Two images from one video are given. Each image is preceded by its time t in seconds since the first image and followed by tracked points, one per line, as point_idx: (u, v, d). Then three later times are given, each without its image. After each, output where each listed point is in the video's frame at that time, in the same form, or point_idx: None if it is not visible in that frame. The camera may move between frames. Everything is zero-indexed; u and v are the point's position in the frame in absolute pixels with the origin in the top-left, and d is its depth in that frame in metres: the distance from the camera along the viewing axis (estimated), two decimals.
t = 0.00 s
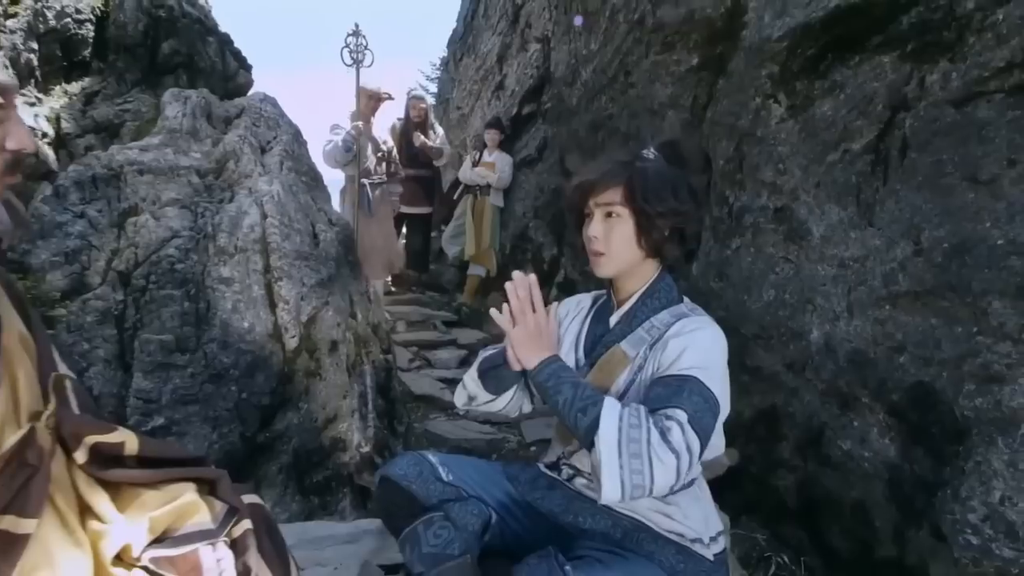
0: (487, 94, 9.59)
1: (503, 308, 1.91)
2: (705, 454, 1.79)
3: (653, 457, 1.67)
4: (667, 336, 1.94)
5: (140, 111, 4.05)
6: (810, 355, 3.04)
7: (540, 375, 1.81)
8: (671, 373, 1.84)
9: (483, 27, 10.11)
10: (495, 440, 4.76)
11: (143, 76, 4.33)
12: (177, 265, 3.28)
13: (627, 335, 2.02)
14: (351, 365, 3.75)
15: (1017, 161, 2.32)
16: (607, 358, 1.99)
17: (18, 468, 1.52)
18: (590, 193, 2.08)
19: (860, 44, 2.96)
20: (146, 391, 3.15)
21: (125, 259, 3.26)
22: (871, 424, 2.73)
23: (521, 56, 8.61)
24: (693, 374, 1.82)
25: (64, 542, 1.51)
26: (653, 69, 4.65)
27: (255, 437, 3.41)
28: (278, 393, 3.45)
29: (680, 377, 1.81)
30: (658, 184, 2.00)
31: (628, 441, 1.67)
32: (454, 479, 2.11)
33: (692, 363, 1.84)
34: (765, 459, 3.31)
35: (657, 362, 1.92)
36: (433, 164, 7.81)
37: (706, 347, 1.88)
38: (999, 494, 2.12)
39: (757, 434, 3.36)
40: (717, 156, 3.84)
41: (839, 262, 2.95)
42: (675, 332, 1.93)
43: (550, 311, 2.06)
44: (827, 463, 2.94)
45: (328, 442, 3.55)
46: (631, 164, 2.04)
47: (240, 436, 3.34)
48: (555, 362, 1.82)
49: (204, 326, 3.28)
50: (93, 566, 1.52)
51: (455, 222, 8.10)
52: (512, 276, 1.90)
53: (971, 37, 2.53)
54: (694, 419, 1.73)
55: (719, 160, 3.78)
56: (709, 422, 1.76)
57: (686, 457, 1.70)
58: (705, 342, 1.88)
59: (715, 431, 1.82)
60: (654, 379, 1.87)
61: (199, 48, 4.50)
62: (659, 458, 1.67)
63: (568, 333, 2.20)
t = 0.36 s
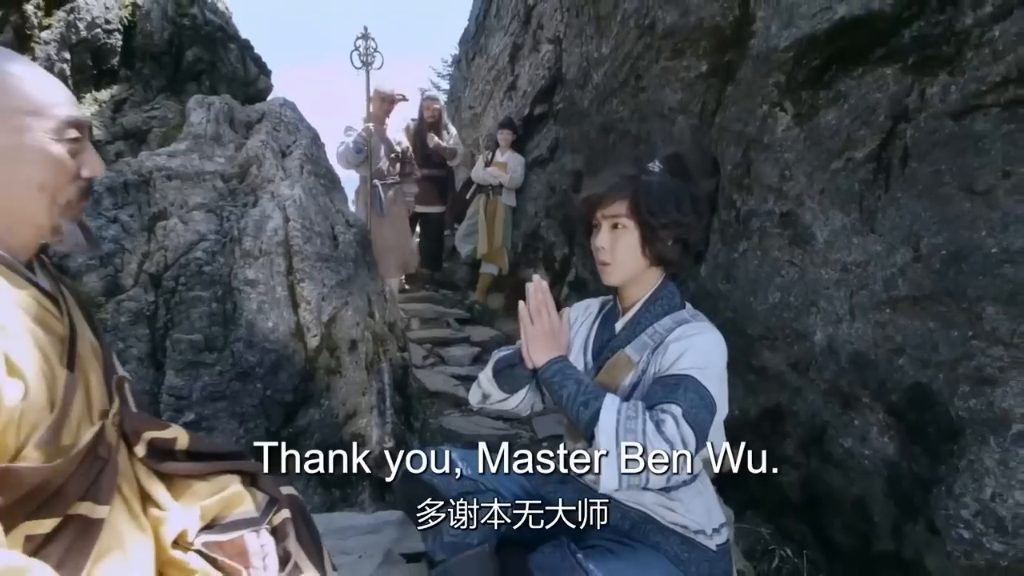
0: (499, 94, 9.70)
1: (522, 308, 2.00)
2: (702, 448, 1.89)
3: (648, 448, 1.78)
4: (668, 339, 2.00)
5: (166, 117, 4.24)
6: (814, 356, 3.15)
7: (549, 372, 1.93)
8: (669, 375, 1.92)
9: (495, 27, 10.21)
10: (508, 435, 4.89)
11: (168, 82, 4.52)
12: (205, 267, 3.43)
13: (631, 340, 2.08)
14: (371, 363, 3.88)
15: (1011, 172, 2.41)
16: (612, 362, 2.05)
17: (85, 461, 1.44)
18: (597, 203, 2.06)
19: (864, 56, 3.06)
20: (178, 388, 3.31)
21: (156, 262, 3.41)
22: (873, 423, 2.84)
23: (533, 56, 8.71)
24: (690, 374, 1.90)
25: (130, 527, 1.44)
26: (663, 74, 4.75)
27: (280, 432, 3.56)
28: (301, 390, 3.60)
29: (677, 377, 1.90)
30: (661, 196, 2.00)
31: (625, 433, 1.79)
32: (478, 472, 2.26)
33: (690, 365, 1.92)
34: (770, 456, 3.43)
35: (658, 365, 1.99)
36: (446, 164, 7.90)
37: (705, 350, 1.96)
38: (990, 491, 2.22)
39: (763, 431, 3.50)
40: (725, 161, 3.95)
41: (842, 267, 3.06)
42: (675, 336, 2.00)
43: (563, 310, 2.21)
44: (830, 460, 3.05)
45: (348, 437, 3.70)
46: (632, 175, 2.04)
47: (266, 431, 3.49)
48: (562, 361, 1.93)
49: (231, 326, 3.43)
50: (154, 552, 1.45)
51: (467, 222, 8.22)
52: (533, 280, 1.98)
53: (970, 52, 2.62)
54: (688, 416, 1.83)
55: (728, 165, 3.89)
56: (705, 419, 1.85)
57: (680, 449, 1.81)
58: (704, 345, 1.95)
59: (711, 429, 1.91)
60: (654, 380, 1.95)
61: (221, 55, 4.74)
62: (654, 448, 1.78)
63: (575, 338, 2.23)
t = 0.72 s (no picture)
0: (507, 93, 9.81)
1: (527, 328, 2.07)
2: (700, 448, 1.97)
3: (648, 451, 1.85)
4: (665, 345, 2.07)
5: (186, 122, 4.37)
6: (813, 356, 3.27)
7: (551, 386, 2.00)
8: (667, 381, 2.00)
9: (504, 27, 10.32)
10: (516, 431, 5.02)
11: (187, 87, 4.71)
12: (227, 269, 3.57)
13: (631, 346, 2.15)
14: (384, 360, 4.01)
15: (999, 183, 2.52)
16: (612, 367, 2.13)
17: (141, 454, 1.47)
18: (589, 222, 2.12)
19: (862, 67, 3.17)
20: (202, 385, 3.46)
21: (180, 263, 3.57)
22: (868, 421, 2.96)
23: (541, 56, 8.82)
24: (687, 380, 1.97)
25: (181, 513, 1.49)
26: (668, 79, 4.85)
27: (298, 427, 3.70)
28: (318, 386, 3.74)
29: (675, 384, 1.97)
30: (651, 213, 2.06)
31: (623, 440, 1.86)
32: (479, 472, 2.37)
33: (687, 370, 1.99)
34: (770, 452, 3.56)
35: (656, 370, 2.07)
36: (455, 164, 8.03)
37: (700, 355, 2.03)
38: (975, 486, 2.33)
39: (762, 428, 3.64)
40: (729, 165, 4.06)
41: (840, 270, 3.17)
42: (672, 343, 2.07)
43: (562, 319, 2.30)
44: (827, 456, 3.17)
45: (364, 432, 3.84)
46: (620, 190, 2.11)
47: (285, 426, 3.64)
48: (566, 376, 2.00)
49: (251, 325, 3.57)
50: (202, 537, 1.55)
51: (476, 220, 8.33)
52: (535, 301, 2.05)
53: (962, 65, 2.73)
54: (687, 420, 1.90)
55: (731, 170, 4.01)
56: (703, 422, 1.92)
57: (680, 448, 1.88)
58: (699, 350, 2.02)
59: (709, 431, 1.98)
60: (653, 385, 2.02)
61: (237, 60, 4.97)
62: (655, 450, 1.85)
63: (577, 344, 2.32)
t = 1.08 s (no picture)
0: (516, 89, 9.90)
1: (521, 365, 2.17)
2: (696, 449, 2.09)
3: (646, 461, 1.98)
4: (652, 355, 2.20)
5: (205, 123, 4.48)
6: (812, 352, 3.39)
7: (554, 416, 2.11)
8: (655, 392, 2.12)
9: (512, 22, 10.39)
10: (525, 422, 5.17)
11: (205, 89, 4.80)
12: (247, 266, 3.71)
13: (619, 355, 2.28)
14: (397, 353, 4.15)
15: (989, 189, 2.62)
16: (603, 378, 2.27)
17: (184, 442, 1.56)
18: (563, 250, 2.22)
19: (861, 73, 3.26)
20: (225, 377, 3.60)
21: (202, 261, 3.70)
22: (863, 415, 3.09)
23: (549, 53, 8.91)
24: (673, 391, 2.09)
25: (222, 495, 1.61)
26: (673, 81, 4.94)
27: (315, 418, 3.85)
28: (334, 378, 3.88)
29: (662, 395, 2.09)
30: (620, 238, 2.15)
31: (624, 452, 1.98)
32: (479, 470, 2.45)
33: (673, 380, 2.11)
34: (771, 444, 3.68)
35: (645, 380, 2.20)
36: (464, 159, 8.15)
37: (685, 360, 2.15)
38: (962, 478, 2.44)
39: (764, 421, 3.75)
40: (733, 166, 4.18)
41: (839, 269, 3.29)
42: (656, 352, 2.19)
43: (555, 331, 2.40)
44: (824, 448, 3.30)
45: (378, 422, 3.98)
46: (597, 210, 2.21)
47: (304, 417, 3.79)
48: (564, 406, 2.11)
49: (272, 321, 3.72)
50: (241, 520, 1.69)
51: (484, 215, 8.40)
52: (524, 341, 2.14)
53: (956, 74, 2.82)
54: (677, 429, 2.02)
55: (735, 170, 4.12)
56: (692, 428, 2.04)
57: (679, 450, 2.00)
58: (683, 358, 2.14)
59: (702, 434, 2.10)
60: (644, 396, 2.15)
61: (253, 61, 5.07)
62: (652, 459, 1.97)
63: (571, 351, 2.47)
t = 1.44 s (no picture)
0: (525, 81, 9.95)
1: (524, 367, 2.30)
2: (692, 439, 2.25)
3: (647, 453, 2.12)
4: (648, 352, 2.35)
5: (224, 120, 4.64)
6: (812, 345, 3.52)
7: (558, 414, 2.25)
8: (650, 387, 2.28)
9: (521, 13, 10.44)
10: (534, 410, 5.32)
11: (222, 85, 4.94)
12: (267, 261, 3.85)
13: (616, 352, 2.43)
14: (410, 343, 4.28)
15: (981, 191, 2.74)
16: (602, 375, 2.42)
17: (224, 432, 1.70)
18: (558, 258, 2.36)
19: (862, 75, 3.34)
20: (247, 367, 3.76)
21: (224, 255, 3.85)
22: (860, 405, 3.21)
23: (558, 45, 8.98)
24: (668, 385, 2.24)
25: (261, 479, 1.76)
26: (680, 78, 5.03)
27: (333, 406, 4.01)
28: (351, 367, 4.04)
29: (658, 389, 2.24)
30: (610, 246, 2.28)
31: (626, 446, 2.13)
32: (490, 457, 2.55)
33: (667, 376, 2.26)
34: (771, 433, 3.82)
35: (642, 375, 2.35)
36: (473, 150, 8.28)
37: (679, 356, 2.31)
38: (951, 466, 2.57)
39: (766, 410, 3.88)
40: (738, 162, 4.29)
41: (838, 265, 3.40)
42: (651, 349, 2.35)
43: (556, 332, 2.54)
44: (822, 437, 3.43)
45: (393, 410, 4.14)
46: (588, 218, 2.34)
47: (322, 405, 3.95)
48: (567, 404, 2.24)
49: (291, 313, 3.87)
50: (277, 500, 1.83)
51: (494, 206, 8.56)
52: (527, 345, 2.27)
53: (953, 78, 2.92)
54: (673, 422, 2.17)
55: (740, 167, 4.23)
56: (687, 420, 2.19)
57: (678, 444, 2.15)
58: (677, 354, 2.29)
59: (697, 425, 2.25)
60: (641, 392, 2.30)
61: (269, 59, 5.23)
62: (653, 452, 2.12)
63: (572, 349, 2.62)
